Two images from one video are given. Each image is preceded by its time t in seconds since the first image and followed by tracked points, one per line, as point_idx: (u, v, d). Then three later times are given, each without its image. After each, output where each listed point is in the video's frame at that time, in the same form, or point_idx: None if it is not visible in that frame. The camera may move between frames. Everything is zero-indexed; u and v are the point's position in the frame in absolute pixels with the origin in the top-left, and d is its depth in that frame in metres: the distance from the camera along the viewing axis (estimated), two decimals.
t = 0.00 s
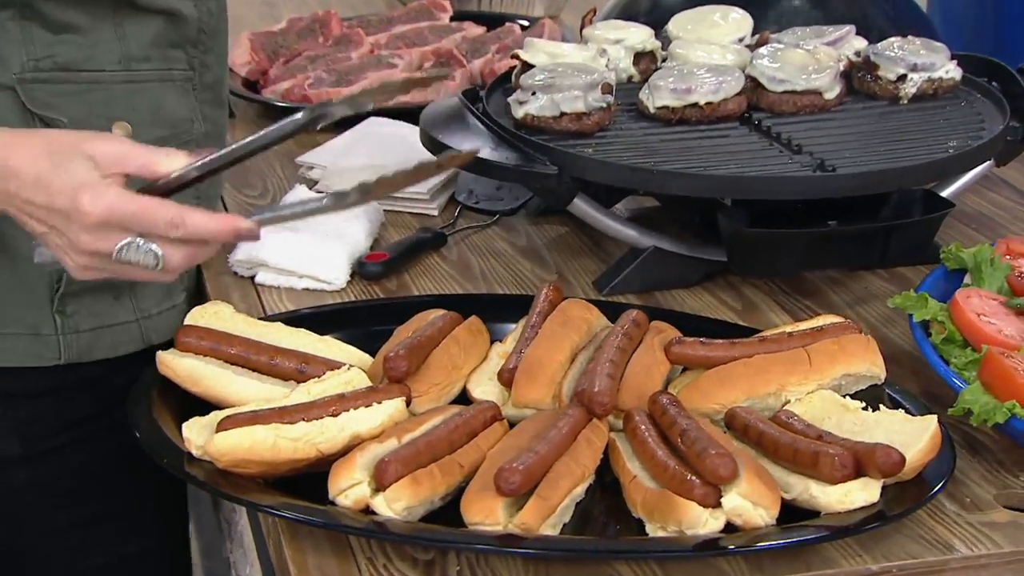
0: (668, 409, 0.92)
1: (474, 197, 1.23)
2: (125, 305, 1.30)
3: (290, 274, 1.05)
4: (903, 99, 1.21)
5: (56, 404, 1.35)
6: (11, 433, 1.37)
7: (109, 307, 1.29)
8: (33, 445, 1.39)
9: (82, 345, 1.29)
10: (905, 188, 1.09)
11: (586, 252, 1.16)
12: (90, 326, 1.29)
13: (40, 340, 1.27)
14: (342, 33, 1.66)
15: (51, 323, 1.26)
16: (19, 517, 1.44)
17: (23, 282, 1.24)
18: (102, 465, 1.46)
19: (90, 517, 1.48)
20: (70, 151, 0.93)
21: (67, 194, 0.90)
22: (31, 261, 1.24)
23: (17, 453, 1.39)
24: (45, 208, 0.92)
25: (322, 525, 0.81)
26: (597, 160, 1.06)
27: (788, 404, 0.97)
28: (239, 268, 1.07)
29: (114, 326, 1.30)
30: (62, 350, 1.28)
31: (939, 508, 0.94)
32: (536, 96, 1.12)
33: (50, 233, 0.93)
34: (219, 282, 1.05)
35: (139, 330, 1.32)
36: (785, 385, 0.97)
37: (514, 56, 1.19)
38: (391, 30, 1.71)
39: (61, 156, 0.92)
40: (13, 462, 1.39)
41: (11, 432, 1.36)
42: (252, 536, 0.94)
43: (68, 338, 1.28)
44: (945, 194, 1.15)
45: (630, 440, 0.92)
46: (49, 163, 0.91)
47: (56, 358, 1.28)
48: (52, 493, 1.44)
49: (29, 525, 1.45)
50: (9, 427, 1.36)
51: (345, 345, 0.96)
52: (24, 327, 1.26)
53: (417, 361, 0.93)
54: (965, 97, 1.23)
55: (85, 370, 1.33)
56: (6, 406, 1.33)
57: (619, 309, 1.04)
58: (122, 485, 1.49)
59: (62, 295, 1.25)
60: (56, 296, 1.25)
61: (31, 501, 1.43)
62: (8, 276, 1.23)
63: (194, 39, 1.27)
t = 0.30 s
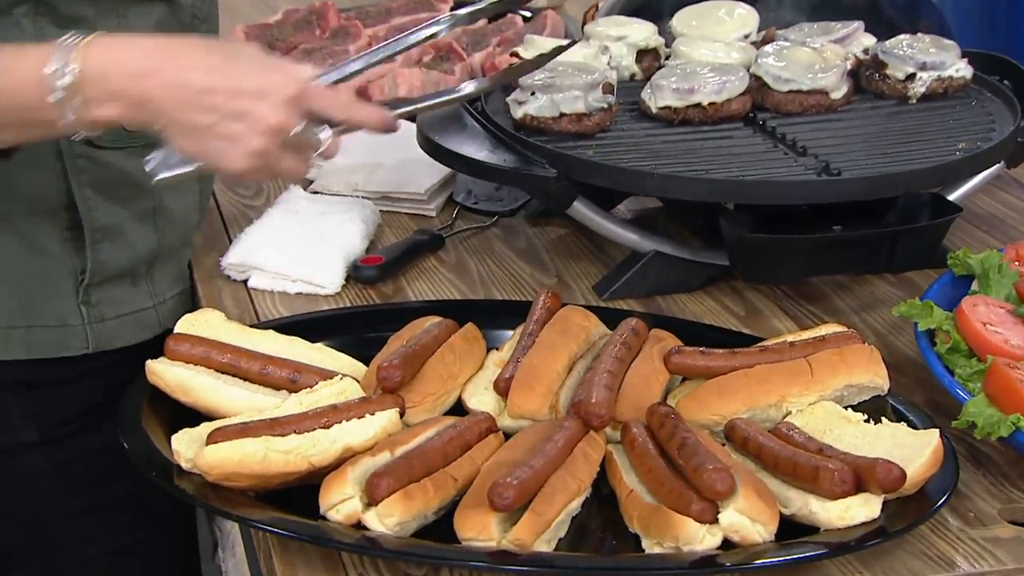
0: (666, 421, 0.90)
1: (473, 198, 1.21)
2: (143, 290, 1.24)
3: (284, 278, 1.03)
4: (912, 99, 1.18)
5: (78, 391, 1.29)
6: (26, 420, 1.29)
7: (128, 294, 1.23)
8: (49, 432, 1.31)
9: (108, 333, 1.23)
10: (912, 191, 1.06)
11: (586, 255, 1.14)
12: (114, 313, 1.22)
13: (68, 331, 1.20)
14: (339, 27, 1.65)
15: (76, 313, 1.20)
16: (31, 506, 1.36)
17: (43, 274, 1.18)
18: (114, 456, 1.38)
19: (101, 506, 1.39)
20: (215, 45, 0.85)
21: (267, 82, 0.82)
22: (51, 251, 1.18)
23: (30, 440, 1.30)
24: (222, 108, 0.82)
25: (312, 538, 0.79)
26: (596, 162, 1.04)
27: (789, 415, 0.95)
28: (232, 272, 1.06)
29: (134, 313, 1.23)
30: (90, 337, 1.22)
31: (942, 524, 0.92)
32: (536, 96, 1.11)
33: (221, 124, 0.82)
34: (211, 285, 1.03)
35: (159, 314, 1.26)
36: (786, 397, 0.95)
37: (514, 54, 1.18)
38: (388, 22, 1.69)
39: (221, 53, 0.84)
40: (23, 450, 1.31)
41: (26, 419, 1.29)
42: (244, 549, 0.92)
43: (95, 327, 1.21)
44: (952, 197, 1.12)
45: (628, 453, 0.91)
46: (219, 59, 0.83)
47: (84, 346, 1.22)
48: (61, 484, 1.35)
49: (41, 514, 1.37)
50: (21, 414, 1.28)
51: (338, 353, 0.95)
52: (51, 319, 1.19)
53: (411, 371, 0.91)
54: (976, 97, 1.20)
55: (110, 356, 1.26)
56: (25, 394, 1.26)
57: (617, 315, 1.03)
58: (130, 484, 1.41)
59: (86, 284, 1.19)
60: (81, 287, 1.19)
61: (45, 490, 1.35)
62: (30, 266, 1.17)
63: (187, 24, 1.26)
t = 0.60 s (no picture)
0: (661, 437, 0.88)
1: (471, 200, 1.19)
2: (139, 280, 1.18)
3: (277, 285, 1.01)
4: (920, 101, 1.16)
5: (78, 382, 1.22)
6: (24, 413, 1.23)
7: (125, 284, 1.18)
8: (47, 425, 1.25)
9: (108, 322, 1.17)
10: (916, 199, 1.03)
11: (587, 261, 1.12)
12: (112, 302, 1.17)
13: (70, 320, 1.14)
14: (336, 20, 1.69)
15: (79, 303, 1.14)
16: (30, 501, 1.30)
17: (43, 264, 1.11)
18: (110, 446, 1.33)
19: (102, 497, 1.35)
20: None
21: None
22: (55, 240, 1.11)
23: (28, 435, 1.25)
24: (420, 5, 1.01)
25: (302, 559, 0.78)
26: (595, 167, 1.02)
27: (788, 431, 0.93)
28: (224, 277, 1.04)
29: (130, 302, 1.18)
30: (92, 326, 1.16)
31: (942, 544, 0.90)
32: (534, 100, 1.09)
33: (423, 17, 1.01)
34: (202, 291, 1.02)
35: (151, 304, 1.21)
36: (785, 411, 0.93)
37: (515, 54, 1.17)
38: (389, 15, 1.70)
39: None
40: (21, 445, 1.25)
41: (25, 412, 1.23)
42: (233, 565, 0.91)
43: (96, 317, 1.16)
44: (959, 204, 1.10)
45: (623, 469, 0.89)
46: None
47: (86, 335, 1.16)
48: (55, 477, 1.30)
49: (41, 506, 1.31)
50: (20, 407, 1.22)
51: (329, 365, 0.93)
52: (54, 307, 1.13)
53: (403, 384, 0.89)
54: (986, 100, 1.17)
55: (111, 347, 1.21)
56: (23, 387, 1.20)
57: (615, 324, 1.01)
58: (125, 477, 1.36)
59: (89, 273, 1.13)
60: (84, 277, 1.13)
61: (42, 482, 1.29)
62: (34, 255, 1.10)
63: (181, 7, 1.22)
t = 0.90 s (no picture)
0: (663, 455, 0.86)
1: (472, 205, 1.18)
2: (127, 279, 1.16)
3: (274, 293, 1.00)
4: (933, 104, 1.13)
5: (74, 383, 1.21)
6: (14, 416, 1.21)
7: (114, 283, 1.15)
8: (39, 428, 1.24)
9: (98, 320, 1.14)
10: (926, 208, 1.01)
11: (591, 268, 1.10)
12: (101, 300, 1.14)
13: (59, 317, 1.11)
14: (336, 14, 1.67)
15: (69, 300, 1.11)
16: (21, 503, 1.28)
17: (34, 259, 1.08)
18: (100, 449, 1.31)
19: (95, 498, 1.33)
20: None
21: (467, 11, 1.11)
22: (48, 236, 1.08)
23: (19, 438, 1.23)
24: (438, 14, 1.05)
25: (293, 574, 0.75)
26: (598, 175, 0.99)
27: (793, 447, 0.91)
28: (220, 284, 1.02)
29: (119, 301, 1.15)
30: (82, 324, 1.13)
31: (948, 565, 0.87)
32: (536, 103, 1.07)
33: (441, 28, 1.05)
34: (197, 298, 1.00)
35: (140, 304, 1.18)
36: (791, 428, 0.91)
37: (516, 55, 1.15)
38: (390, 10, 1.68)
39: None
40: (11, 449, 1.23)
41: (15, 414, 1.21)
42: None
43: (85, 315, 1.13)
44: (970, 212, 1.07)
45: (624, 487, 0.87)
46: None
47: (75, 333, 1.13)
48: (46, 480, 1.28)
49: (32, 509, 1.29)
50: (12, 409, 1.20)
51: (325, 378, 0.92)
52: (44, 304, 1.10)
53: (401, 400, 0.88)
54: (1001, 103, 1.14)
55: (93, 349, 1.19)
56: (14, 391, 1.18)
57: (618, 334, 0.99)
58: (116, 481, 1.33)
59: (81, 271, 1.11)
60: (75, 274, 1.11)
61: (37, 484, 1.28)
62: (26, 251, 1.07)
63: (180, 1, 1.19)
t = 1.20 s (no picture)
0: (658, 476, 0.85)
1: (469, 212, 1.15)
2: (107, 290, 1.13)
3: (264, 303, 0.98)
4: (939, 111, 1.10)
5: (60, 393, 1.17)
6: None
7: (94, 294, 1.12)
8: (18, 440, 1.19)
9: (76, 334, 1.12)
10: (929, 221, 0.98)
11: (589, 278, 1.08)
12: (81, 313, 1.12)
13: (38, 329, 1.08)
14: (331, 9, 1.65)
15: (49, 312, 1.08)
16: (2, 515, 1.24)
17: (14, 273, 1.04)
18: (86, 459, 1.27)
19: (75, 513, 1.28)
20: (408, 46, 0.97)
21: (460, 92, 1.00)
22: (30, 247, 1.03)
23: None
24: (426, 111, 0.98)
25: None
26: (597, 184, 0.97)
27: (791, 467, 0.89)
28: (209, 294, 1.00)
29: (96, 315, 1.13)
30: (61, 336, 1.10)
31: None
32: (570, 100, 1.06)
33: (429, 124, 0.97)
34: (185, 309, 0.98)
35: (118, 317, 1.16)
36: (789, 448, 0.89)
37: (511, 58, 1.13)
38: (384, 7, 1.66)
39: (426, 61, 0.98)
40: None
41: None
42: None
43: (65, 327, 1.10)
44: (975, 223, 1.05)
45: (618, 509, 0.85)
46: (425, 67, 0.97)
47: (53, 347, 1.10)
48: (29, 492, 1.23)
49: (12, 522, 1.25)
50: None
51: (316, 395, 0.90)
52: (23, 316, 1.07)
53: (392, 419, 0.86)
54: (1009, 109, 1.11)
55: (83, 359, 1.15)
56: None
57: (616, 349, 0.97)
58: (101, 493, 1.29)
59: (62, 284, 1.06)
60: (55, 287, 1.06)
61: (20, 495, 1.24)
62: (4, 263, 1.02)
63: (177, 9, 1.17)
